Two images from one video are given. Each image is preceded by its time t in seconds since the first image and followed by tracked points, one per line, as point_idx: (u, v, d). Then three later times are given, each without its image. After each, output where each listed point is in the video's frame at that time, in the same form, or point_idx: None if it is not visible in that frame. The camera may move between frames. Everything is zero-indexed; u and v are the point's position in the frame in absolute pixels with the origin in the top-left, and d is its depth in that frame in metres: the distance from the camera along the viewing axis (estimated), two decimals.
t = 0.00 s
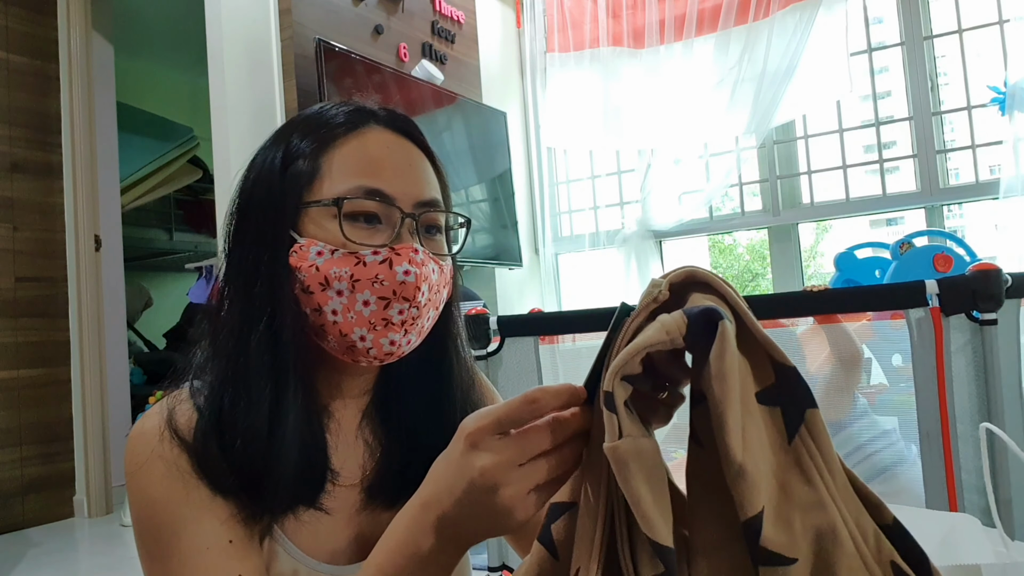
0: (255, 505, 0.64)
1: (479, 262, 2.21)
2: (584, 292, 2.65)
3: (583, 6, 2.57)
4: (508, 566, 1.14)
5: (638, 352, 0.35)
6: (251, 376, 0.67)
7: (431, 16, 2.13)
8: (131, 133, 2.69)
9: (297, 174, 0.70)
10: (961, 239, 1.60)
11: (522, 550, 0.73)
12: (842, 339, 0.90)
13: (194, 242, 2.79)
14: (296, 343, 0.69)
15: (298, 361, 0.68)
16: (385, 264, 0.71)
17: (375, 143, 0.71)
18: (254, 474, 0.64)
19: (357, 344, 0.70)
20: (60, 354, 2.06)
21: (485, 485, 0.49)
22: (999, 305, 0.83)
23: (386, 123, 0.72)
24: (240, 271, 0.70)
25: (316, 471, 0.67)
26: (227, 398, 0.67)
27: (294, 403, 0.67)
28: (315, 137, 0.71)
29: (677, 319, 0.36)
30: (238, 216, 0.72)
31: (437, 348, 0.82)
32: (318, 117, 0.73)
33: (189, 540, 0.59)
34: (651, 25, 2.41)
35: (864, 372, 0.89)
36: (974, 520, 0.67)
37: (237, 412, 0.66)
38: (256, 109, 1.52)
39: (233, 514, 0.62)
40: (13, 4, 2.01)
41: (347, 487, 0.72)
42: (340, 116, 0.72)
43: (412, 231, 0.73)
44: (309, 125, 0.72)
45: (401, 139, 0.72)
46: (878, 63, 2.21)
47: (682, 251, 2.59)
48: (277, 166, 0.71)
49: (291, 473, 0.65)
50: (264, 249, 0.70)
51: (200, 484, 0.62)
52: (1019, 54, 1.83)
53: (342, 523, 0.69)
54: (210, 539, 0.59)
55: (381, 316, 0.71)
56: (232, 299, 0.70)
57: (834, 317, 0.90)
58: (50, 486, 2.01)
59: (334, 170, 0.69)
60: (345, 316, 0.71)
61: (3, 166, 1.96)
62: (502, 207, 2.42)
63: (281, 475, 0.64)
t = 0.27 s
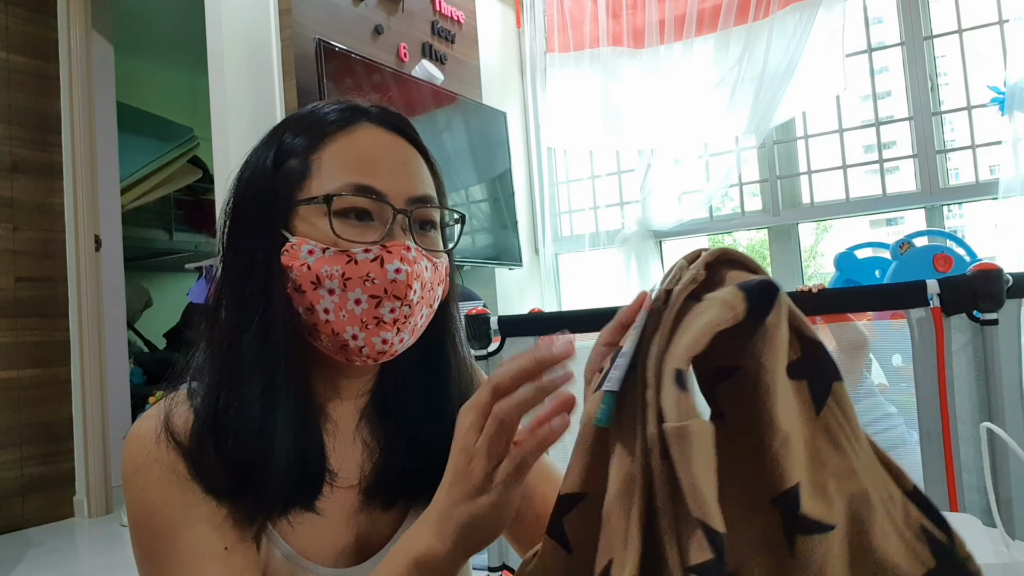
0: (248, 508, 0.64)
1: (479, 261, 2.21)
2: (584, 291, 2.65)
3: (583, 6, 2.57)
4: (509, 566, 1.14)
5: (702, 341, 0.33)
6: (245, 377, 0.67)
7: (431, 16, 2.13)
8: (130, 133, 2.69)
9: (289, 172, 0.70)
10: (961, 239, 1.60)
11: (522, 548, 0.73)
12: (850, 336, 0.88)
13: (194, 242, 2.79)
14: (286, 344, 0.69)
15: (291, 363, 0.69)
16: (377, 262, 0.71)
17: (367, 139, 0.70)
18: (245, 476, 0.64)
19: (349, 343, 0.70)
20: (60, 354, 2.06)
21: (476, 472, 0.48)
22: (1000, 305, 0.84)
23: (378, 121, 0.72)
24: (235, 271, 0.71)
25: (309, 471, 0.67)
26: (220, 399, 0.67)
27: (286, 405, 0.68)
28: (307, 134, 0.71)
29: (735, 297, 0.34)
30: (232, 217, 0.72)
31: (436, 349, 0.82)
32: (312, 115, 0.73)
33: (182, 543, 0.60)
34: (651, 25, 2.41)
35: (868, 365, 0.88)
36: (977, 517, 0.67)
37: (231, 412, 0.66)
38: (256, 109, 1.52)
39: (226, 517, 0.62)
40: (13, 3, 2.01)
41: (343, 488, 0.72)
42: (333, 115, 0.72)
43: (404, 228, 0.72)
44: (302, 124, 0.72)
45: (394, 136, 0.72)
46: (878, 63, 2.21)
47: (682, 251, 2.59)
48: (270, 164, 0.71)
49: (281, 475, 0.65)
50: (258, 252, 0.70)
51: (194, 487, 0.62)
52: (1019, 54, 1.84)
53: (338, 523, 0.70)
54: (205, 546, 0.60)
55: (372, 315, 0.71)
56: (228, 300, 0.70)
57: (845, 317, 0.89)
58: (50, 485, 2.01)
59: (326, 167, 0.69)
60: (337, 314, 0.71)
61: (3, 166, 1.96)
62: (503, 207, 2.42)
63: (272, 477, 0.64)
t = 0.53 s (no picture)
0: (248, 510, 0.64)
1: (478, 262, 2.21)
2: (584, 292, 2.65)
3: (583, 6, 2.56)
4: (509, 566, 1.14)
5: (707, 291, 0.37)
6: (230, 377, 0.69)
7: (431, 16, 2.13)
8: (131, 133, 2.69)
9: (263, 172, 0.72)
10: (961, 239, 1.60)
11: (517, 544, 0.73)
12: (849, 335, 0.91)
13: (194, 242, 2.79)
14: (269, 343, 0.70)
15: (270, 360, 0.69)
16: (349, 253, 0.70)
17: (334, 132, 0.70)
18: (230, 473, 0.65)
19: (334, 338, 0.70)
20: (60, 353, 2.06)
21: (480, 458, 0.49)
22: (1000, 304, 0.83)
23: (349, 113, 0.72)
24: (224, 275, 0.73)
25: (298, 466, 0.67)
26: (211, 399, 0.69)
27: (268, 401, 0.68)
28: (282, 134, 0.72)
29: (720, 247, 0.39)
30: (217, 227, 0.75)
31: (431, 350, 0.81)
32: (286, 114, 0.74)
33: (185, 539, 0.63)
34: (651, 25, 2.41)
35: (867, 364, 0.90)
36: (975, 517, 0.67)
37: (220, 412, 0.68)
38: (257, 109, 1.53)
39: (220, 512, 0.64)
40: (14, 4, 2.01)
41: (343, 488, 0.72)
42: (302, 113, 0.73)
43: (379, 217, 0.71)
44: (275, 126, 0.73)
45: (363, 126, 0.71)
46: (878, 63, 2.21)
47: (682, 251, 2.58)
48: (247, 169, 0.73)
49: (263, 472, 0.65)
50: (240, 257, 0.72)
51: (189, 484, 0.64)
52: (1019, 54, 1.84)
53: (333, 522, 0.70)
54: (205, 540, 0.63)
55: (352, 306, 0.70)
56: (217, 304, 0.73)
57: (844, 317, 0.91)
58: (50, 485, 2.01)
59: (295, 163, 0.70)
60: (319, 310, 0.70)
61: (3, 166, 1.96)
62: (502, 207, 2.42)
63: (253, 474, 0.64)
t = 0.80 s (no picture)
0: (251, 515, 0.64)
1: (478, 262, 2.21)
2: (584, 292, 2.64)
3: (583, 5, 2.56)
4: (508, 567, 1.14)
5: (692, 284, 0.38)
6: (222, 381, 0.69)
7: (431, 16, 2.13)
8: (130, 133, 2.69)
9: (259, 171, 0.71)
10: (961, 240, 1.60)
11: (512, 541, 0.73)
12: (847, 336, 0.91)
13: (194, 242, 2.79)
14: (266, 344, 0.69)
15: (268, 360, 0.69)
16: (353, 253, 0.70)
17: (333, 130, 0.70)
18: (226, 476, 0.65)
19: (336, 339, 0.69)
20: (60, 353, 2.06)
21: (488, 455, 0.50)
22: (999, 304, 0.84)
23: (344, 112, 0.73)
24: (219, 276, 0.73)
25: (298, 466, 0.68)
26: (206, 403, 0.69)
27: (262, 404, 0.67)
28: (276, 133, 0.72)
29: (714, 246, 0.40)
30: (212, 227, 0.74)
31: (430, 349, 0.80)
32: (280, 113, 0.74)
33: (187, 543, 0.63)
34: (651, 25, 2.41)
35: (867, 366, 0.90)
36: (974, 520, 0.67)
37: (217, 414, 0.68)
38: (256, 109, 1.52)
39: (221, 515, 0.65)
40: (14, 4, 2.01)
41: (343, 490, 0.72)
42: (297, 112, 0.73)
43: (379, 216, 0.72)
44: (269, 124, 0.73)
45: (361, 126, 0.72)
46: (878, 63, 2.21)
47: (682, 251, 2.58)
48: (241, 169, 0.73)
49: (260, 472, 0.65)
50: (234, 258, 0.72)
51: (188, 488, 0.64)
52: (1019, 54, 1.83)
53: (334, 521, 0.71)
54: (206, 543, 0.63)
55: (355, 306, 0.70)
56: (212, 304, 0.72)
57: (839, 318, 0.92)
58: (50, 485, 2.01)
59: (292, 161, 0.70)
60: (320, 310, 0.70)
61: (2, 166, 1.96)
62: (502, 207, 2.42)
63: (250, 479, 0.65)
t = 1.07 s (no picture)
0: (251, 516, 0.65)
1: (478, 262, 2.21)
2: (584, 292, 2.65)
3: (583, 5, 2.56)
4: (508, 567, 1.14)
5: (685, 276, 0.36)
6: (223, 379, 0.69)
7: (431, 16, 2.13)
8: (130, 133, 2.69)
9: (250, 175, 0.71)
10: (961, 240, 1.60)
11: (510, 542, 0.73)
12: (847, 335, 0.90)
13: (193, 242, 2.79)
14: (266, 346, 0.70)
15: (259, 362, 0.69)
16: (337, 255, 0.70)
17: (319, 129, 0.69)
18: (224, 476, 0.66)
19: (327, 340, 0.70)
20: (60, 353, 2.06)
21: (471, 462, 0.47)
22: (999, 304, 0.84)
23: (335, 108, 0.71)
24: (218, 275, 0.72)
25: (295, 465, 0.67)
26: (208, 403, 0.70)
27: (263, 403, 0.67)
28: (269, 133, 0.72)
29: (697, 231, 0.38)
30: (210, 228, 0.74)
31: (428, 348, 0.79)
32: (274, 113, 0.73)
33: (190, 542, 0.64)
34: (651, 25, 2.42)
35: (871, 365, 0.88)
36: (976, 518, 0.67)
37: (217, 414, 0.69)
38: (256, 108, 1.52)
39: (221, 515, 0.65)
40: (13, 4, 2.01)
41: (345, 490, 0.72)
42: (288, 112, 0.72)
43: (366, 215, 0.71)
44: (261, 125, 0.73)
45: (348, 122, 0.70)
46: (878, 63, 2.21)
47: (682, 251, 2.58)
48: (234, 171, 0.73)
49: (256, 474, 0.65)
50: (233, 259, 0.71)
51: (189, 489, 0.65)
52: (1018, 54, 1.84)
53: (337, 521, 0.71)
54: (207, 543, 0.64)
55: (342, 308, 0.71)
56: (211, 306, 0.72)
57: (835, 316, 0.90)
58: (50, 486, 2.01)
59: (279, 162, 0.69)
60: (310, 312, 0.71)
61: (3, 166, 1.96)
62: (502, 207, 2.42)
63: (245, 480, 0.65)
